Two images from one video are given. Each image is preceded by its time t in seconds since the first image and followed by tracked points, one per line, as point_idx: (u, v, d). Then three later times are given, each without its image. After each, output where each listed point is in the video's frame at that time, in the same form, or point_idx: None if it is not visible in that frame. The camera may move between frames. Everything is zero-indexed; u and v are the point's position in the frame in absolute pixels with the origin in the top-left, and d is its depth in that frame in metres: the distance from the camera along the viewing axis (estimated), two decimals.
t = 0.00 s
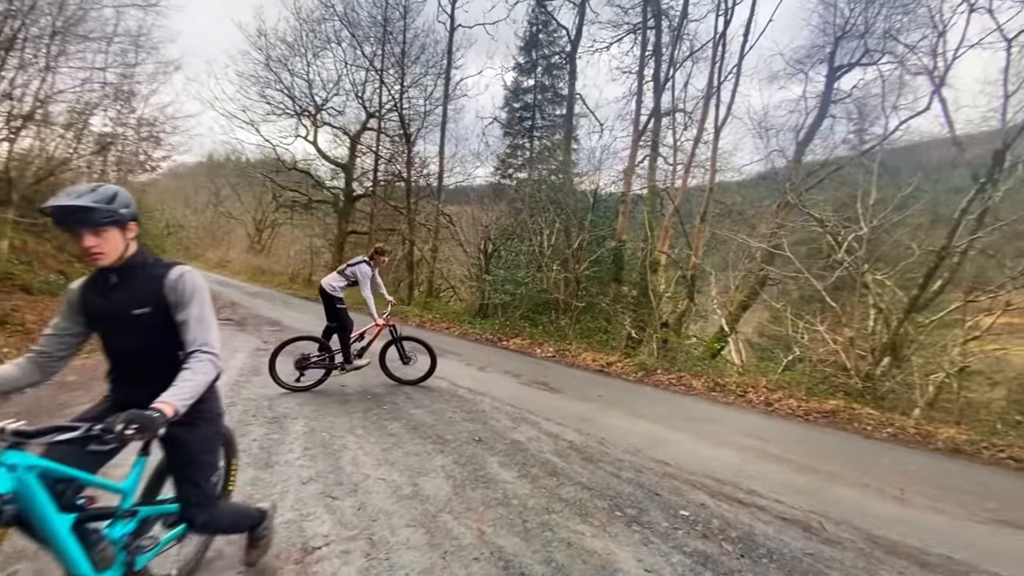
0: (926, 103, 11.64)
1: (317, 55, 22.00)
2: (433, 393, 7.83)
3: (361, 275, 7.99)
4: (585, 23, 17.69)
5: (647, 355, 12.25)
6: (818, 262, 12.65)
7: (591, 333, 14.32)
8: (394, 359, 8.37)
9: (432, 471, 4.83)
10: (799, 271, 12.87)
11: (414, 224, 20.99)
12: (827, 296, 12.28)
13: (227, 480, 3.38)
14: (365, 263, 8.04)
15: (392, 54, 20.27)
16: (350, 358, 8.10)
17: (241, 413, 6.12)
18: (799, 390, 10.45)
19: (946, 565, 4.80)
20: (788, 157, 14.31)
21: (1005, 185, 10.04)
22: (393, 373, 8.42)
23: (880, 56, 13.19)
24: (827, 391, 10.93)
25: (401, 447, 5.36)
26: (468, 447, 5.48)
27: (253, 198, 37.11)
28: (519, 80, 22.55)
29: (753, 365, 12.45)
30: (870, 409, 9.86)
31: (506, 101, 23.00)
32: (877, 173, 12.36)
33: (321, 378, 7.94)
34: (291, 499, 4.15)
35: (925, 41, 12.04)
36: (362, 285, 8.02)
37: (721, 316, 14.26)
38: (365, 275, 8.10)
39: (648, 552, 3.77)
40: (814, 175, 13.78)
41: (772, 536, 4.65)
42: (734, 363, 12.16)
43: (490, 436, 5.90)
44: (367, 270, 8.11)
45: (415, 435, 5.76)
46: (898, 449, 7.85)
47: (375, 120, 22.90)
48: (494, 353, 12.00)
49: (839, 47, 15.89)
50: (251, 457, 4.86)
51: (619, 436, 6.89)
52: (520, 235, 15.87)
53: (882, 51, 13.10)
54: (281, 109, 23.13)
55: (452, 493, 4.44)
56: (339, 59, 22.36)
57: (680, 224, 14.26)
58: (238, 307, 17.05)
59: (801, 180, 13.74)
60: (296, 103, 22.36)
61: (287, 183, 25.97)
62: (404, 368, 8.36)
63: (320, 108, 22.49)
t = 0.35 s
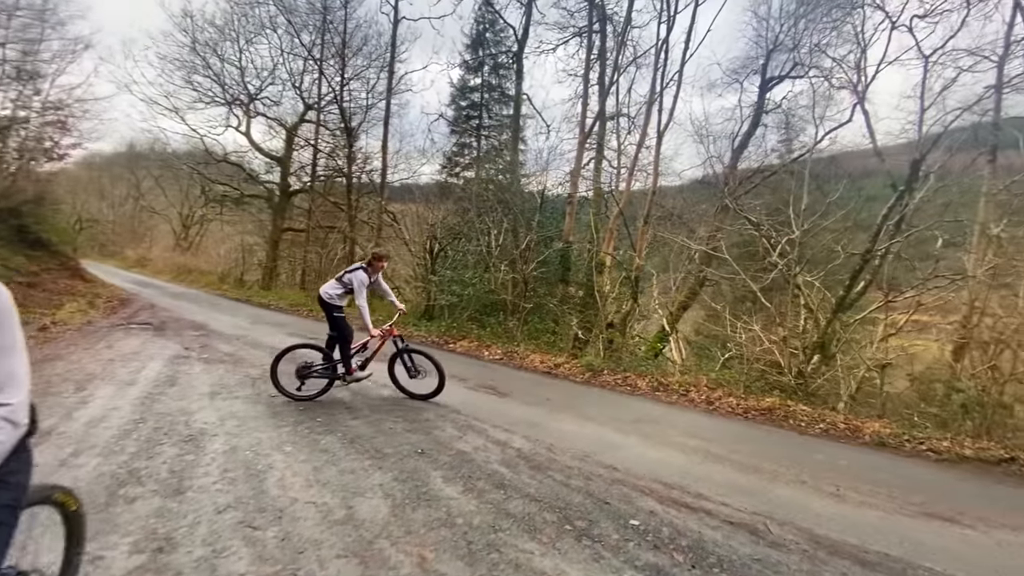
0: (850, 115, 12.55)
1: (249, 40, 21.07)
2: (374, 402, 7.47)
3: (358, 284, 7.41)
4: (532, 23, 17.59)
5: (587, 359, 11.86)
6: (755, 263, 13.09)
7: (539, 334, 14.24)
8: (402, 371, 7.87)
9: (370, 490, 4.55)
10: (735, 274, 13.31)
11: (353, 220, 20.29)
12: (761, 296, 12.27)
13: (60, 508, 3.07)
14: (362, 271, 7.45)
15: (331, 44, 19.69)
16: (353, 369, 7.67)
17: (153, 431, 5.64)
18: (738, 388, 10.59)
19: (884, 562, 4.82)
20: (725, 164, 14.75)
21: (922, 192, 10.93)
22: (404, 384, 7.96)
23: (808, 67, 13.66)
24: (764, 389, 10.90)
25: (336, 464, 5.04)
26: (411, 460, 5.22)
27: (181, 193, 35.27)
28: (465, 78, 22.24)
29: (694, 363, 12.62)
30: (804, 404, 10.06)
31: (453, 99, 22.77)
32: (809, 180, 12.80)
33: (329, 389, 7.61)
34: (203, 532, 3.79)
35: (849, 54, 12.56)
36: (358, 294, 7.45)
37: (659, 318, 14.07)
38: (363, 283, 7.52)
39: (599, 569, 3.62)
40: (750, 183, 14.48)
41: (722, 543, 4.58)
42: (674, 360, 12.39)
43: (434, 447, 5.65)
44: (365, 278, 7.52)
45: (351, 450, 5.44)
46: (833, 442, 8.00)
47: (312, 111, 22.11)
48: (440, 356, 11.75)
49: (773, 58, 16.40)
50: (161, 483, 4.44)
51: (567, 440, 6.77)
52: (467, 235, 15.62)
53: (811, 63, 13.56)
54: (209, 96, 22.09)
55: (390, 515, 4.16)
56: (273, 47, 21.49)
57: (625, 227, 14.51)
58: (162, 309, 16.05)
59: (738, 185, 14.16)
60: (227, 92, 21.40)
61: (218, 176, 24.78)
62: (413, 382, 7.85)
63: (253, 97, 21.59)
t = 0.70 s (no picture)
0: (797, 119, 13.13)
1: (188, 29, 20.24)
2: (320, 412, 7.14)
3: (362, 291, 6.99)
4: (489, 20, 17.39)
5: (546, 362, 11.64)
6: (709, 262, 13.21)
7: (499, 335, 14.02)
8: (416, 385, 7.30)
9: (306, 513, 4.28)
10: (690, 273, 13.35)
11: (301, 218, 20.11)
12: (715, 294, 12.41)
13: None
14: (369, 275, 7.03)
15: (279, 36, 19.07)
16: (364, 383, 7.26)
17: (60, 455, 5.21)
18: (694, 387, 10.61)
19: (841, 562, 4.77)
20: (679, 165, 14.89)
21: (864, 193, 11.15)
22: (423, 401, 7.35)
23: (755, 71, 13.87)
24: (720, 386, 10.89)
25: (273, 485, 4.75)
26: (355, 477, 4.97)
27: (117, 191, 33.53)
28: (422, 76, 21.90)
29: (653, 361, 12.62)
30: (758, 401, 10.13)
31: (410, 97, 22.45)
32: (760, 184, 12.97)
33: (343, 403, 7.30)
34: (108, 572, 3.46)
35: (794, 59, 12.80)
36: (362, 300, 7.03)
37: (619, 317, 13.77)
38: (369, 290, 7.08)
39: None
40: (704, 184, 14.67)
41: (680, 552, 4.47)
42: (633, 358, 12.32)
43: (381, 460, 5.41)
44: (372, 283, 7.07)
45: (289, 468, 5.14)
46: (786, 438, 8.04)
47: (258, 104, 21.38)
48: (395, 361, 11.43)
49: (725, 62, 16.63)
50: (62, 516, 4.07)
51: (525, 447, 6.59)
52: (423, 235, 15.30)
53: (759, 67, 13.78)
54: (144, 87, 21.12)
55: (328, 541, 3.90)
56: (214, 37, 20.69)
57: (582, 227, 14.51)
58: (90, 315, 15.15)
59: (691, 186, 14.27)
60: (165, 83, 20.51)
61: (157, 173, 23.69)
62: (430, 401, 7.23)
63: (194, 89, 20.77)
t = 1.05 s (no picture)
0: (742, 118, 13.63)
1: (108, 6, 19.08)
2: (251, 421, 6.80)
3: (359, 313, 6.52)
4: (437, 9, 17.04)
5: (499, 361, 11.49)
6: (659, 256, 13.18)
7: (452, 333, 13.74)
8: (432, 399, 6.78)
9: (222, 537, 4.05)
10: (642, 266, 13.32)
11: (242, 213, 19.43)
12: (665, 287, 12.41)
13: None
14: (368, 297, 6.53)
15: (213, 18, 18.25)
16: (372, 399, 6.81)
17: None
18: (645, 380, 10.65)
19: (790, 557, 4.76)
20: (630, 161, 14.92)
21: (801, 189, 11.74)
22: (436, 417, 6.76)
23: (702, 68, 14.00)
24: (670, 377, 10.93)
25: (188, 506, 4.47)
26: (283, 494, 4.78)
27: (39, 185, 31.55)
28: (371, 65, 21.32)
29: (605, 356, 12.58)
30: (706, 392, 10.20)
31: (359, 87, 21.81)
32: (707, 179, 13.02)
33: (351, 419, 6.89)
34: None
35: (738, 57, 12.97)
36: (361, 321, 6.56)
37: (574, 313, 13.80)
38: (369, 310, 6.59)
39: None
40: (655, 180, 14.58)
41: (632, 555, 4.39)
42: (586, 354, 12.31)
43: (314, 474, 5.25)
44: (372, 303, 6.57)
45: (207, 486, 4.86)
46: (733, 429, 8.11)
47: (190, 89, 20.40)
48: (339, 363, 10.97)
49: (673, 59, 16.76)
50: None
51: (474, 450, 6.39)
52: (370, 230, 14.80)
53: (706, 66, 13.94)
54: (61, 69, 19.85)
55: (244, 569, 3.69)
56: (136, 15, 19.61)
57: (535, 223, 14.25)
58: None
59: (641, 181, 14.31)
60: (84, 64, 19.32)
61: (81, 165, 22.35)
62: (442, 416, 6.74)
63: (117, 72, 19.65)
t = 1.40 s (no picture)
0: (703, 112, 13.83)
1: None
2: (198, 422, 6.55)
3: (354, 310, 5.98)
4: None
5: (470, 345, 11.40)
6: (622, 247, 13.16)
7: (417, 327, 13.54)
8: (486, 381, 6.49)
9: (161, 546, 3.87)
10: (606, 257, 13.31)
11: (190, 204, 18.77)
12: (628, 278, 12.48)
13: None
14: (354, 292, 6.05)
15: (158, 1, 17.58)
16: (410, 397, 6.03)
17: None
18: (610, 369, 10.72)
19: (750, 541, 4.80)
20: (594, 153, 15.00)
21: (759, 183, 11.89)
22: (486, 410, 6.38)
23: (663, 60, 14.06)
24: (633, 367, 11.08)
25: (124, 515, 4.25)
26: (232, 498, 4.61)
27: None
28: (331, 54, 20.83)
29: (570, 347, 12.60)
30: (669, 380, 10.34)
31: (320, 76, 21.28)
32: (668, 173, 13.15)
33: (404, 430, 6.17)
34: None
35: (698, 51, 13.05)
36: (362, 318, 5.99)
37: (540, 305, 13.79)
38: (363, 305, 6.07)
39: None
40: (618, 172, 14.63)
41: (596, 546, 4.36)
42: (552, 346, 12.35)
43: (267, 475, 5.09)
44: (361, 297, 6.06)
45: (146, 492, 4.65)
46: (695, 415, 8.21)
47: (134, 74, 19.58)
48: (295, 361, 10.60)
49: (635, 52, 16.79)
50: None
51: (435, 446, 6.27)
52: (329, 223, 14.46)
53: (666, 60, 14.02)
54: None
55: None
56: None
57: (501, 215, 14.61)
58: None
59: (604, 173, 14.33)
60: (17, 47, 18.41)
61: (17, 155, 21.30)
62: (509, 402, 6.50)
63: (54, 56, 18.77)
